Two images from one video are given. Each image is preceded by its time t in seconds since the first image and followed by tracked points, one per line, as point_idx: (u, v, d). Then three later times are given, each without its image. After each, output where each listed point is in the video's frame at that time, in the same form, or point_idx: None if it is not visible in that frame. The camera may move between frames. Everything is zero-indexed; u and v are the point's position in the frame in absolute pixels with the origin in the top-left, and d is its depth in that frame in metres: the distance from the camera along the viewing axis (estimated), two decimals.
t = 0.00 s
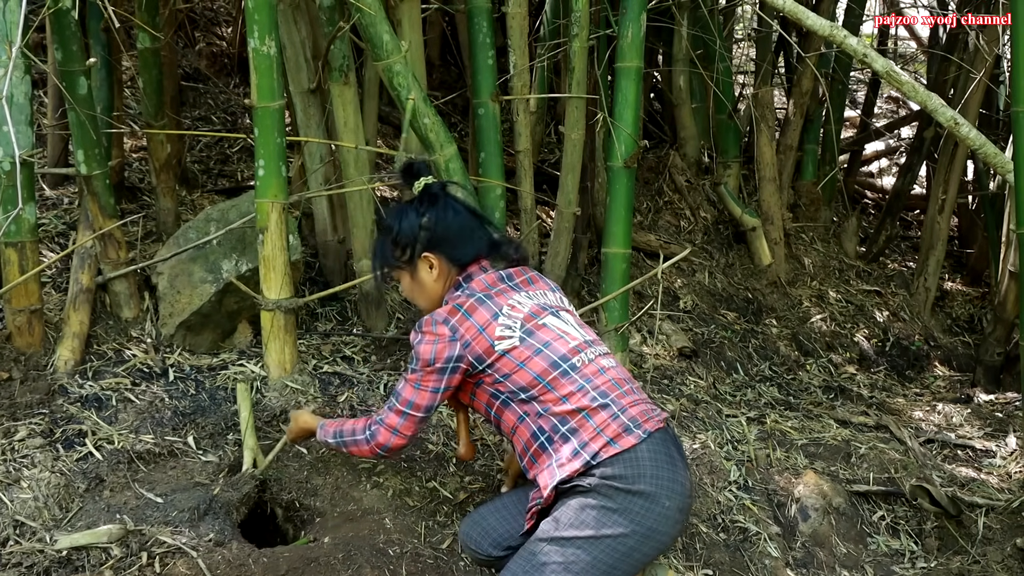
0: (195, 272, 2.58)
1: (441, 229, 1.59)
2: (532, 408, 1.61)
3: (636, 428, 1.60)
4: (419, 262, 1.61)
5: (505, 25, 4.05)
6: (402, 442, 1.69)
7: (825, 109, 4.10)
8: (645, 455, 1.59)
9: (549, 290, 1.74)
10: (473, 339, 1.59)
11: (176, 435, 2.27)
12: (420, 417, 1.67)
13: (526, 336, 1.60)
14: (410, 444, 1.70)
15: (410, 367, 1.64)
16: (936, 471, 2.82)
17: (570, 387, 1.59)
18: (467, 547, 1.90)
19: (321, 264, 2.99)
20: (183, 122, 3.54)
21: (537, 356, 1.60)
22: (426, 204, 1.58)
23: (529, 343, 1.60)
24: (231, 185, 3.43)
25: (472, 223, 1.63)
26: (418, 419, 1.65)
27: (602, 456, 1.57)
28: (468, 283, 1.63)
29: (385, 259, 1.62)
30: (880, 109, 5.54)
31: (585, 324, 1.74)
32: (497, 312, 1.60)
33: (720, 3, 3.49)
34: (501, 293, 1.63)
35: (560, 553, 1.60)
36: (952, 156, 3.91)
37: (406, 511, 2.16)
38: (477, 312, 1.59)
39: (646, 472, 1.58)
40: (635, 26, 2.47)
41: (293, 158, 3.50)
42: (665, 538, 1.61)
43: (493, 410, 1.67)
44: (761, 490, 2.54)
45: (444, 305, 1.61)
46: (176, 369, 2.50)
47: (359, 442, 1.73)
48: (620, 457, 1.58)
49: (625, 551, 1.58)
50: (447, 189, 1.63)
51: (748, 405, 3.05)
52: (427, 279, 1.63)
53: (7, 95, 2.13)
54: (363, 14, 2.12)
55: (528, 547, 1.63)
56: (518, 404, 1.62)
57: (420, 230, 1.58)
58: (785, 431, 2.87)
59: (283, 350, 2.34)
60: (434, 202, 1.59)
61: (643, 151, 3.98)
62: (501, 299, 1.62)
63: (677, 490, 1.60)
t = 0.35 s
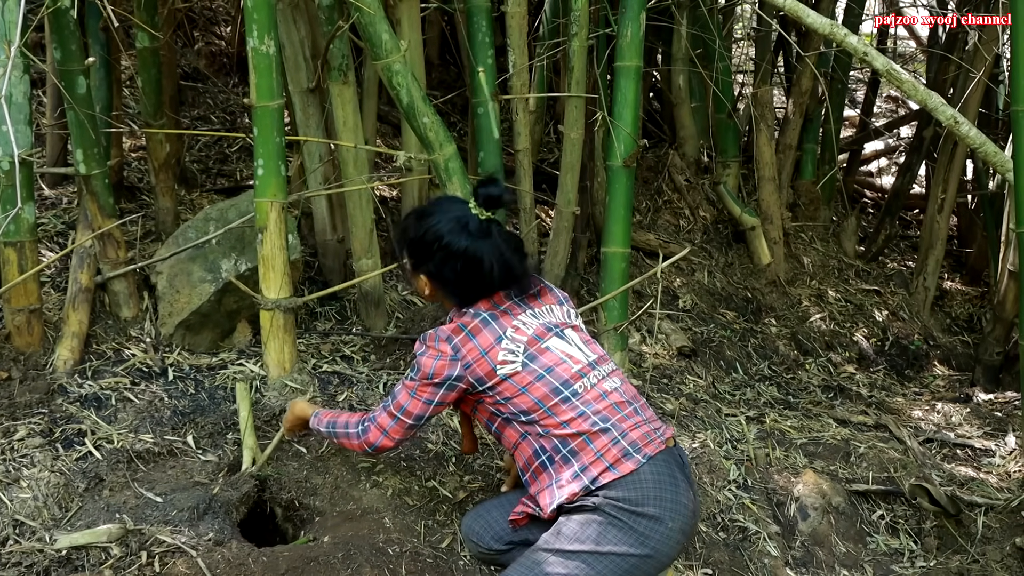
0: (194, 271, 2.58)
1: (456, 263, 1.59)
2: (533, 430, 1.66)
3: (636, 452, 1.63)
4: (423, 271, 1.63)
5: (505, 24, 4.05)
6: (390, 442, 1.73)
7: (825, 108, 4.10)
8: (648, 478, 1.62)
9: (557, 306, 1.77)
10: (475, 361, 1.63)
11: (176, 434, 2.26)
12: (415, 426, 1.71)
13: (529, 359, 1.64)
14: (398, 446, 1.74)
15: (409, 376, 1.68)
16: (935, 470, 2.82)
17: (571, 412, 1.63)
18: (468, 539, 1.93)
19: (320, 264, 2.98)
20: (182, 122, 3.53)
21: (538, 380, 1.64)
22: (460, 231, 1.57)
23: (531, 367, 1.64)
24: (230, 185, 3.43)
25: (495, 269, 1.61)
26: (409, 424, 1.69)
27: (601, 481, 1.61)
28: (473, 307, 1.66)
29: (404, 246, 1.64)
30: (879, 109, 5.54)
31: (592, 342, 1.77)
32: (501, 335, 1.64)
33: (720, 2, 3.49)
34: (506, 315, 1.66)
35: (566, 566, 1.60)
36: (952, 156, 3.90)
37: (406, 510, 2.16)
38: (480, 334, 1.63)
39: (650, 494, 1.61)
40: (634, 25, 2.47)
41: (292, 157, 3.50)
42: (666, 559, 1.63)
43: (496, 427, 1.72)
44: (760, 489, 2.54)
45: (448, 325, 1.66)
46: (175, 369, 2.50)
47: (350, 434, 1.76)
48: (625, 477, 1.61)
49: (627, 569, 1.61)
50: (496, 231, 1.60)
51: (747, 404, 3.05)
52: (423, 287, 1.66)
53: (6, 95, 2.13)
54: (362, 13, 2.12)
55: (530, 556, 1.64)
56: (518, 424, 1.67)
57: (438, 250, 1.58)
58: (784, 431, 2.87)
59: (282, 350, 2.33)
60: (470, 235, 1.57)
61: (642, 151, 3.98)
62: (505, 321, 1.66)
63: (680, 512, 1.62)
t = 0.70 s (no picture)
0: (194, 270, 2.58)
1: (445, 283, 1.60)
2: (538, 442, 1.71)
3: (639, 460, 1.70)
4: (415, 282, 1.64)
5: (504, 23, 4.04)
6: (402, 466, 1.76)
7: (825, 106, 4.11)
8: (652, 483, 1.70)
9: (554, 312, 1.81)
10: (479, 378, 1.66)
11: (176, 433, 2.26)
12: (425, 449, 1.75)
13: (533, 373, 1.69)
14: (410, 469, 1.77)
15: (414, 397, 1.71)
16: (934, 469, 2.82)
17: (575, 423, 1.69)
18: (472, 532, 2.06)
19: (320, 262, 2.98)
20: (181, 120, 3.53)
21: (542, 394, 1.69)
22: (452, 252, 1.57)
23: (535, 381, 1.69)
24: (230, 183, 3.42)
25: (487, 291, 1.61)
26: (419, 447, 1.73)
27: (606, 489, 1.68)
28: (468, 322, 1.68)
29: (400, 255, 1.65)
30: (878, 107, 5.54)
31: (591, 347, 1.82)
32: (503, 350, 1.67)
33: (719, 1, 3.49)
34: (507, 329, 1.69)
35: (571, 567, 1.69)
36: (951, 154, 3.90)
37: (406, 508, 2.16)
38: (482, 351, 1.66)
39: (654, 499, 1.69)
40: (634, 24, 2.46)
41: (292, 155, 3.50)
42: (670, 560, 1.72)
43: (501, 437, 1.78)
44: (759, 488, 2.54)
45: (449, 343, 1.68)
46: (174, 367, 2.50)
47: (361, 457, 1.79)
48: (629, 484, 1.69)
49: (632, 570, 1.69)
50: (490, 255, 1.60)
51: (747, 403, 3.05)
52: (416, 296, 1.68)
53: (5, 93, 2.12)
54: (362, 11, 2.11)
55: (535, 555, 1.73)
56: (524, 437, 1.72)
57: (430, 267, 1.59)
58: (783, 430, 2.87)
59: (282, 348, 2.34)
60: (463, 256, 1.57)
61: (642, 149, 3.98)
62: (507, 334, 1.69)
63: (683, 515, 1.70)
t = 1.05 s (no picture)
0: (194, 268, 2.58)
1: (453, 261, 1.60)
2: (541, 445, 1.72)
3: (640, 462, 1.70)
4: (426, 291, 1.63)
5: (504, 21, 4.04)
6: (406, 463, 1.78)
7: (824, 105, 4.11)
8: (652, 484, 1.70)
9: (556, 310, 1.78)
10: (483, 383, 1.66)
11: (176, 431, 2.27)
12: (429, 447, 1.76)
13: (536, 376, 1.68)
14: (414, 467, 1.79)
15: (418, 400, 1.72)
16: (934, 467, 2.82)
17: (578, 426, 1.69)
18: (472, 530, 2.06)
19: (320, 261, 2.98)
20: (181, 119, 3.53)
21: (545, 397, 1.68)
22: (441, 238, 1.58)
23: (538, 384, 1.68)
24: (230, 182, 3.43)
25: (488, 250, 1.64)
26: (423, 446, 1.74)
27: (606, 490, 1.69)
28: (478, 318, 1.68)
29: (393, 279, 1.63)
30: (878, 106, 5.55)
31: (592, 347, 1.81)
32: (506, 353, 1.67)
33: None
34: (509, 331, 1.68)
35: (572, 566, 1.69)
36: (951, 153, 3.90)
37: (405, 507, 2.16)
38: (485, 354, 1.66)
39: (654, 499, 1.69)
40: (634, 22, 2.46)
41: (292, 154, 3.50)
42: (669, 559, 1.72)
43: (506, 441, 1.79)
44: (759, 486, 2.54)
45: (452, 347, 1.68)
46: (174, 365, 2.50)
47: (365, 454, 1.81)
48: (629, 484, 1.69)
49: (631, 569, 1.70)
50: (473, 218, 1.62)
51: (747, 401, 3.05)
52: (431, 308, 1.66)
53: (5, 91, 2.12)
54: (362, 9, 2.10)
55: (534, 555, 1.73)
56: (527, 440, 1.73)
57: (430, 262, 1.59)
58: (783, 428, 2.88)
59: (281, 346, 2.34)
60: (456, 232, 1.58)
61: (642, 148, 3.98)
62: (509, 337, 1.68)
63: (683, 515, 1.71)
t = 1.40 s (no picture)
0: (194, 268, 2.59)
1: (435, 286, 1.59)
2: (537, 452, 1.73)
3: (633, 459, 1.71)
4: (410, 320, 1.62)
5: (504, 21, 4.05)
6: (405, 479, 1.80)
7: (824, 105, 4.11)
8: (646, 479, 1.71)
9: (538, 316, 1.76)
10: (474, 400, 1.67)
11: (176, 431, 2.27)
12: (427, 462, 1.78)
13: (525, 387, 1.68)
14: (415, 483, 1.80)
15: (412, 421, 1.73)
16: (934, 467, 2.82)
17: (571, 431, 1.69)
18: (472, 530, 2.06)
19: (320, 261, 2.98)
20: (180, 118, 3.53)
21: (537, 407, 1.69)
22: (416, 267, 1.56)
23: (529, 395, 1.68)
24: (230, 181, 3.43)
25: (467, 269, 1.64)
26: (421, 464, 1.75)
27: (601, 489, 1.70)
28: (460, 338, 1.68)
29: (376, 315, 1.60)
30: (878, 106, 5.54)
31: (578, 347, 1.80)
32: (493, 368, 1.66)
33: None
34: (494, 345, 1.68)
35: (571, 564, 1.69)
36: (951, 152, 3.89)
37: (405, 506, 2.16)
38: (472, 372, 1.66)
39: (649, 494, 1.70)
40: (634, 22, 2.46)
41: (291, 153, 3.50)
42: (668, 553, 1.73)
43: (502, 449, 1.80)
44: (759, 486, 2.54)
45: (439, 370, 1.68)
46: (174, 365, 2.50)
47: (365, 474, 1.82)
48: (624, 479, 1.70)
49: (630, 565, 1.70)
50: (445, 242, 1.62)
51: (747, 401, 3.05)
52: (418, 336, 1.65)
53: (5, 91, 2.12)
54: (362, 9, 2.10)
55: (532, 554, 1.73)
56: (523, 449, 1.74)
57: (412, 291, 1.57)
58: (783, 428, 2.88)
59: (282, 346, 2.34)
60: (433, 256, 1.58)
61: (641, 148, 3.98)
62: (495, 351, 1.67)
63: (679, 508, 1.71)
